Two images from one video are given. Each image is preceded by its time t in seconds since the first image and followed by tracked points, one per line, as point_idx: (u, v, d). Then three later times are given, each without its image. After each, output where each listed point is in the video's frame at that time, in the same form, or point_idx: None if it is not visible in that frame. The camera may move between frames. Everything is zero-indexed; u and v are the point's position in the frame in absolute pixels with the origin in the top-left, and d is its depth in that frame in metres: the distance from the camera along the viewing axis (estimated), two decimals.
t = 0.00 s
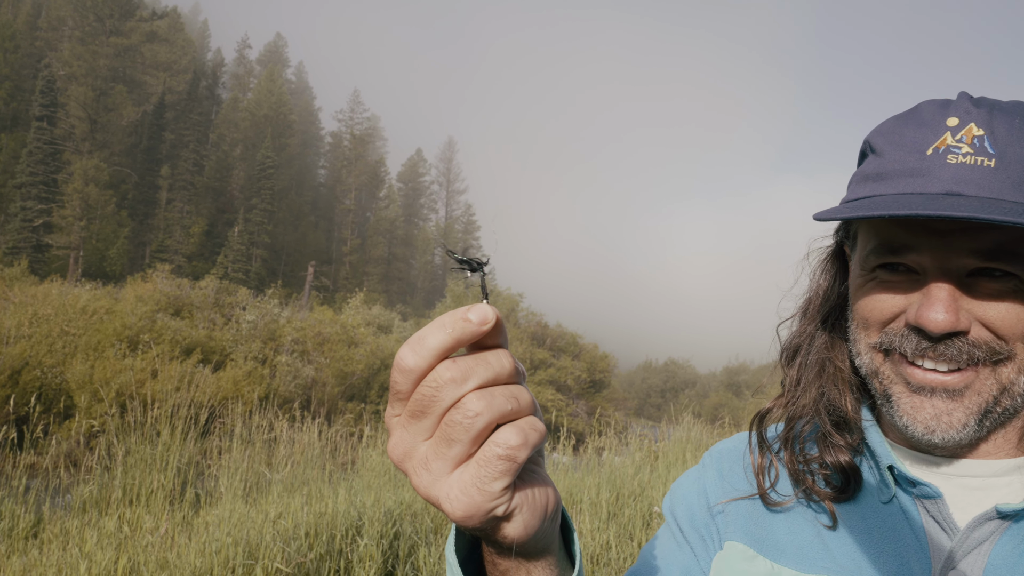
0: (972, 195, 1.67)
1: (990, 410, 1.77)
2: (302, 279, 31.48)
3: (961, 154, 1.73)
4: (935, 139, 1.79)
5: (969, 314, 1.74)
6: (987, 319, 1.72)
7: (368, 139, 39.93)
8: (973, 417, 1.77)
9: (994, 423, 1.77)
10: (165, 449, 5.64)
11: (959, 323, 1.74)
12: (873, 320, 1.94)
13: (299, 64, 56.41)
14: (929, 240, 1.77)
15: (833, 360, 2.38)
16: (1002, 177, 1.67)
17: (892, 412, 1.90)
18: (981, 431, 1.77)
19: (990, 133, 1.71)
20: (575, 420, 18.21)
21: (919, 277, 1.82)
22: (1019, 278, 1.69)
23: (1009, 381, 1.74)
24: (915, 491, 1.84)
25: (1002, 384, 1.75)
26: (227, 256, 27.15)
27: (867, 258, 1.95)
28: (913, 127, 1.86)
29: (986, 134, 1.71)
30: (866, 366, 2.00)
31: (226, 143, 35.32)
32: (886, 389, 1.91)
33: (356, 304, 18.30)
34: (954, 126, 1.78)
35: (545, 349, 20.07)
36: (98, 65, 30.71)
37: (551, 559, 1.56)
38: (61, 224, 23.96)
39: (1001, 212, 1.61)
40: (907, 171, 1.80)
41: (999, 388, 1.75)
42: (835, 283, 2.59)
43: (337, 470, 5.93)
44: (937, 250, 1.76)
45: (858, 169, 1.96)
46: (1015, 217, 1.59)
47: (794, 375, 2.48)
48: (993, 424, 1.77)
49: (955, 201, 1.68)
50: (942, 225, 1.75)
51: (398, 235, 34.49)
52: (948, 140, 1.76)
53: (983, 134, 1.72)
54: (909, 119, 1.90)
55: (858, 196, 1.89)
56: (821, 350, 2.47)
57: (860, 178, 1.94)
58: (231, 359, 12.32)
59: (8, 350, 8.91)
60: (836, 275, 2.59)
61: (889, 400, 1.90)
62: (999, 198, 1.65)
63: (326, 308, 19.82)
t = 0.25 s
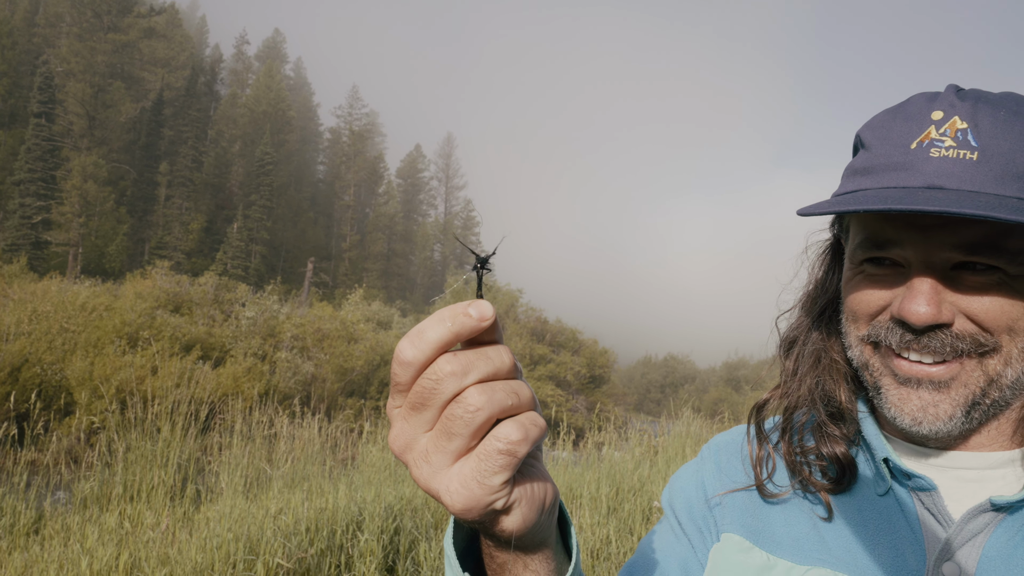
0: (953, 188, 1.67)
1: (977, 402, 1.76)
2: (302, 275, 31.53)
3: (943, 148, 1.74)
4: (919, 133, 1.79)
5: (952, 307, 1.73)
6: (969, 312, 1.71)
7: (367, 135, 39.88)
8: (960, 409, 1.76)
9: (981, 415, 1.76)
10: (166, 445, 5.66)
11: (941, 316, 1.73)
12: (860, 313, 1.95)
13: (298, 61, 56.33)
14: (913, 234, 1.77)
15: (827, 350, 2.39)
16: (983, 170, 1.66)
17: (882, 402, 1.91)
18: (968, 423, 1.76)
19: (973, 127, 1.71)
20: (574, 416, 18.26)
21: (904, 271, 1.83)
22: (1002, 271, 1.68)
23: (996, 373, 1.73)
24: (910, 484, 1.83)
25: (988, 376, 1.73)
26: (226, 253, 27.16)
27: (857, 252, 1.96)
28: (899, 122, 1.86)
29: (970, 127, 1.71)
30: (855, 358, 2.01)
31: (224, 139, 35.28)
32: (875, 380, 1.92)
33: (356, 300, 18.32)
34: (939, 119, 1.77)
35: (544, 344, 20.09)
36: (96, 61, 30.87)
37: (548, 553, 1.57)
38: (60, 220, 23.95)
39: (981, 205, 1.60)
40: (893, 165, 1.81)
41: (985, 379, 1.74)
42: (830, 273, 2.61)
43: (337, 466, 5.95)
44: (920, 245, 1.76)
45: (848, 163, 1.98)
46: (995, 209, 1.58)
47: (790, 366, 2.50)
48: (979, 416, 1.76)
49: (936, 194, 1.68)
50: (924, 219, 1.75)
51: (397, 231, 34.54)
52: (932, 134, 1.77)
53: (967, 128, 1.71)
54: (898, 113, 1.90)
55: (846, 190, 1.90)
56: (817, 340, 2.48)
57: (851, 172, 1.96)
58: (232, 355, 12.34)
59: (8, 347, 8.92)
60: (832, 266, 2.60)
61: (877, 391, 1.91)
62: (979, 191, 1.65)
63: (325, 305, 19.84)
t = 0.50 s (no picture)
0: (943, 171, 1.67)
1: (975, 385, 1.74)
2: (303, 270, 31.61)
3: (934, 132, 1.72)
4: (911, 117, 1.78)
5: (945, 289, 1.72)
6: (963, 295, 1.70)
7: (367, 129, 39.78)
8: (957, 391, 1.75)
9: (980, 398, 1.74)
10: (168, 440, 5.67)
11: (932, 298, 1.73)
12: (858, 298, 1.95)
13: (297, 56, 56.16)
14: (903, 218, 1.77)
15: (834, 334, 2.39)
16: (973, 153, 1.65)
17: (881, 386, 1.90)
18: (964, 405, 1.75)
19: (964, 110, 1.69)
20: (576, 408, 18.28)
21: (898, 255, 1.82)
22: (994, 253, 1.66)
23: (992, 356, 1.71)
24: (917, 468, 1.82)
25: (985, 359, 1.72)
26: (227, 249, 27.18)
27: (854, 237, 1.95)
28: (893, 107, 1.86)
29: (960, 110, 1.70)
30: (856, 342, 2.01)
31: (224, 135, 35.22)
32: (875, 364, 1.92)
33: (357, 294, 18.33)
34: (931, 102, 1.76)
35: (546, 337, 20.10)
36: (95, 57, 30.81)
37: (554, 533, 1.58)
38: (61, 217, 23.98)
39: (969, 187, 1.59)
40: (886, 149, 1.80)
41: (982, 362, 1.72)
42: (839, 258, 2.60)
43: (340, 460, 5.96)
44: (911, 227, 1.75)
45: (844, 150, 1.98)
46: (983, 192, 1.57)
47: (797, 353, 2.50)
48: (978, 399, 1.74)
49: (925, 177, 1.67)
50: (915, 203, 1.75)
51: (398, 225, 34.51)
52: (924, 118, 1.75)
53: (957, 111, 1.70)
54: (894, 98, 1.89)
55: (839, 176, 1.90)
56: (825, 325, 2.47)
57: (847, 158, 1.96)
58: (234, 350, 12.36)
59: (11, 343, 8.94)
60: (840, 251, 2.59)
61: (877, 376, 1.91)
62: (969, 174, 1.64)
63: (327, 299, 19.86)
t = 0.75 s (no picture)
0: (943, 157, 1.65)
1: (982, 372, 1.70)
2: (304, 263, 31.70)
3: (936, 118, 1.71)
4: (915, 105, 1.77)
5: (948, 274, 1.70)
6: (968, 282, 1.67)
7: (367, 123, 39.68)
8: (963, 378, 1.72)
9: (988, 386, 1.70)
10: (171, 433, 5.68)
11: (934, 284, 1.71)
12: (865, 286, 1.94)
13: (297, 49, 55.98)
14: (905, 206, 1.76)
15: (847, 322, 2.37)
16: (975, 139, 1.62)
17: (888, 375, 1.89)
18: (970, 393, 1.72)
19: (967, 96, 1.67)
20: (578, 400, 18.30)
21: (903, 242, 1.81)
22: (998, 240, 1.64)
23: (998, 344, 1.68)
24: (928, 456, 1.80)
25: (991, 347, 1.68)
26: (229, 243, 27.21)
27: (862, 226, 1.94)
28: (897, 96, 1.85)
29: (963, 97, 1.67)
30: (866, 332, 1.99)
31: (225, 129, 35.17)
32: (883, 353, 1.90)
33: (359, 287, 18.34)
34: (933, 90, 1.75)
35: (548, 330, 20.09)
36: (96, 51, 30.78)
37: (558, 520, 1.57)
38: (63, 212, 24.00)
39: (966, 171, 1.58)
40: (889, 138, 1.78)
41: (988, 350, 1.69)
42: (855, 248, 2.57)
43: (342, 453, 5.96)
44: (914, 214, 1.74)
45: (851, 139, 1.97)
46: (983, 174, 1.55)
47: (811, 343, 2.48)
48: (985, 386, 1.70)
49: (923, 163, 1.66)
50: (917, 190, 1.73)
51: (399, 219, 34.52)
52: (927, 105, 1.74)
53: (960, 97, 1.68)
54: (900, 88, 1.88)
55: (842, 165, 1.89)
56: (839, 313, 2.45)
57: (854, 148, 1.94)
58: (236, 343, 12.38)
59: (13, 337, 8.95)
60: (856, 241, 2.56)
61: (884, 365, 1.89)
62: (970, 159, 1.61)
63: (329, 292, 19.87)
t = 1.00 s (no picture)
0: (946, 153, 1.64)
1: (986, 369, 1.68)
2: (304, 262, 31.75)
3: (940, 114, 1.69)
4: (919, 102, 1.76)
5: (951, 271, 1.69)
6: (970, 278, 1.66)
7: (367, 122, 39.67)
8: (966, 375, 1.70)
9: (992, 383, 1.69)
10: (172, 433, 5.68)
11: (937, 281, 1.69)
12: (870, 283, 1.94)
13: (297, 48, 55.99)
14: (908, 202, 1.75)
15: (855, 318, 2.36)
16: (978, 136, 1.61)
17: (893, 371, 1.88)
18: (974, 390, 1.70)
19: (970, 92, 1.66)
20: (578, 398, 18.28)
21: (906, 238, 1.80)
22: (1001, 236, 1.63)
23: (1001, 341, 1.66)
24: (933, 451, 1.79)
25: (993, 345, 1.67)
26: (229, 242, 27.22)
27: (867, 222, 1.94)
28: (901, 93, 1.84)
29: (967, 93, 1.66)
30: (871, 328, 1.99)
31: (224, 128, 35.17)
32: (887, 350, 1.90)
33: (359, 286, 18.35)
34: (937, 87, 1.74)
35: (548, 328, 20.07)
36: (95, 50, 30.82)
37: (559, 518, 1.57)
38: (63, 211, 24.02)
39: (968, 167, 1.57)
40: (893, 134, 1.78)
41: (990, 348, 1.67)
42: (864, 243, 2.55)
43: (342, 452, 5.95)
44: (917, 210, 1.73)
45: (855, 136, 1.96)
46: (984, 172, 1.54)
47: (819, 339, 2.48)
48: (990, 383, 1.69)
49: (924, 160, 1.65)
50: (920, 185, 1.72)
51: (399, 218, 34.52)
52: (931, 102, 1.73)
53: (964, 94, 1.67)
54: (905, 85, 1.87)
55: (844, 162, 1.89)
56: (846, 311, 2.44)
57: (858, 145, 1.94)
58: (236, 343, 12.39)
59: (14, 337, 8.95)
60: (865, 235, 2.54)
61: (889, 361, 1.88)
62: (971, 156, 1.60)
63: (329, 291, 19.87)
